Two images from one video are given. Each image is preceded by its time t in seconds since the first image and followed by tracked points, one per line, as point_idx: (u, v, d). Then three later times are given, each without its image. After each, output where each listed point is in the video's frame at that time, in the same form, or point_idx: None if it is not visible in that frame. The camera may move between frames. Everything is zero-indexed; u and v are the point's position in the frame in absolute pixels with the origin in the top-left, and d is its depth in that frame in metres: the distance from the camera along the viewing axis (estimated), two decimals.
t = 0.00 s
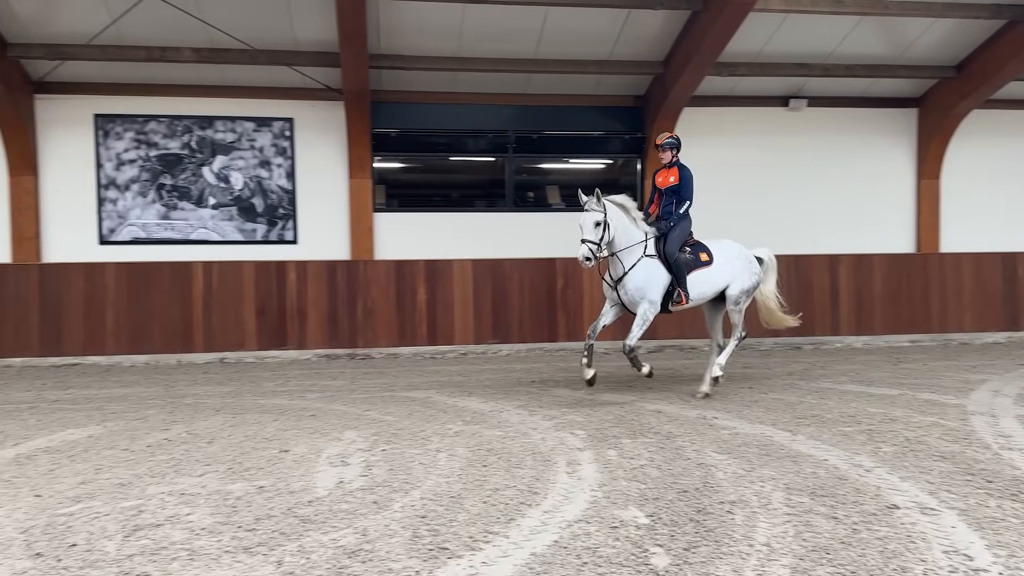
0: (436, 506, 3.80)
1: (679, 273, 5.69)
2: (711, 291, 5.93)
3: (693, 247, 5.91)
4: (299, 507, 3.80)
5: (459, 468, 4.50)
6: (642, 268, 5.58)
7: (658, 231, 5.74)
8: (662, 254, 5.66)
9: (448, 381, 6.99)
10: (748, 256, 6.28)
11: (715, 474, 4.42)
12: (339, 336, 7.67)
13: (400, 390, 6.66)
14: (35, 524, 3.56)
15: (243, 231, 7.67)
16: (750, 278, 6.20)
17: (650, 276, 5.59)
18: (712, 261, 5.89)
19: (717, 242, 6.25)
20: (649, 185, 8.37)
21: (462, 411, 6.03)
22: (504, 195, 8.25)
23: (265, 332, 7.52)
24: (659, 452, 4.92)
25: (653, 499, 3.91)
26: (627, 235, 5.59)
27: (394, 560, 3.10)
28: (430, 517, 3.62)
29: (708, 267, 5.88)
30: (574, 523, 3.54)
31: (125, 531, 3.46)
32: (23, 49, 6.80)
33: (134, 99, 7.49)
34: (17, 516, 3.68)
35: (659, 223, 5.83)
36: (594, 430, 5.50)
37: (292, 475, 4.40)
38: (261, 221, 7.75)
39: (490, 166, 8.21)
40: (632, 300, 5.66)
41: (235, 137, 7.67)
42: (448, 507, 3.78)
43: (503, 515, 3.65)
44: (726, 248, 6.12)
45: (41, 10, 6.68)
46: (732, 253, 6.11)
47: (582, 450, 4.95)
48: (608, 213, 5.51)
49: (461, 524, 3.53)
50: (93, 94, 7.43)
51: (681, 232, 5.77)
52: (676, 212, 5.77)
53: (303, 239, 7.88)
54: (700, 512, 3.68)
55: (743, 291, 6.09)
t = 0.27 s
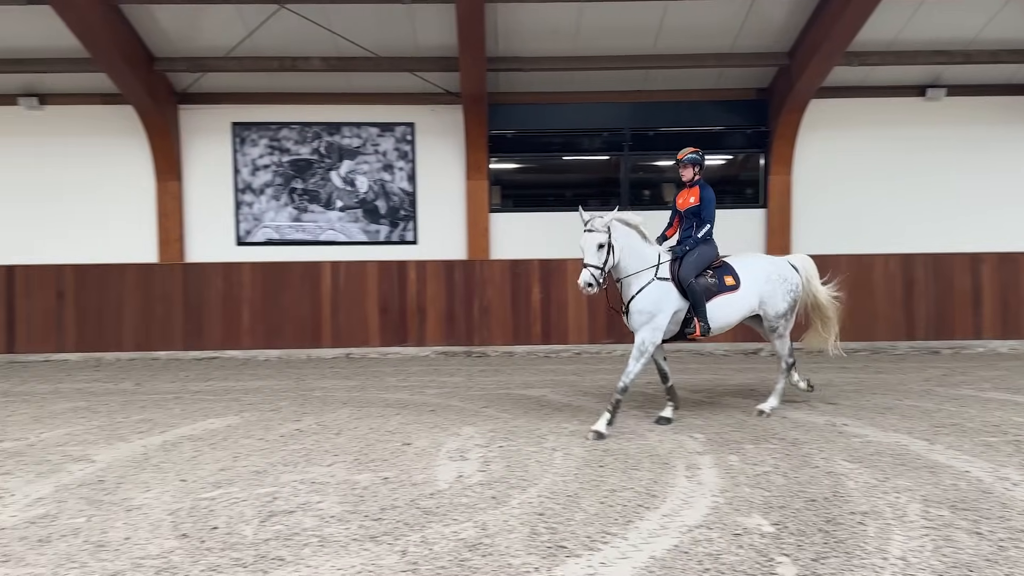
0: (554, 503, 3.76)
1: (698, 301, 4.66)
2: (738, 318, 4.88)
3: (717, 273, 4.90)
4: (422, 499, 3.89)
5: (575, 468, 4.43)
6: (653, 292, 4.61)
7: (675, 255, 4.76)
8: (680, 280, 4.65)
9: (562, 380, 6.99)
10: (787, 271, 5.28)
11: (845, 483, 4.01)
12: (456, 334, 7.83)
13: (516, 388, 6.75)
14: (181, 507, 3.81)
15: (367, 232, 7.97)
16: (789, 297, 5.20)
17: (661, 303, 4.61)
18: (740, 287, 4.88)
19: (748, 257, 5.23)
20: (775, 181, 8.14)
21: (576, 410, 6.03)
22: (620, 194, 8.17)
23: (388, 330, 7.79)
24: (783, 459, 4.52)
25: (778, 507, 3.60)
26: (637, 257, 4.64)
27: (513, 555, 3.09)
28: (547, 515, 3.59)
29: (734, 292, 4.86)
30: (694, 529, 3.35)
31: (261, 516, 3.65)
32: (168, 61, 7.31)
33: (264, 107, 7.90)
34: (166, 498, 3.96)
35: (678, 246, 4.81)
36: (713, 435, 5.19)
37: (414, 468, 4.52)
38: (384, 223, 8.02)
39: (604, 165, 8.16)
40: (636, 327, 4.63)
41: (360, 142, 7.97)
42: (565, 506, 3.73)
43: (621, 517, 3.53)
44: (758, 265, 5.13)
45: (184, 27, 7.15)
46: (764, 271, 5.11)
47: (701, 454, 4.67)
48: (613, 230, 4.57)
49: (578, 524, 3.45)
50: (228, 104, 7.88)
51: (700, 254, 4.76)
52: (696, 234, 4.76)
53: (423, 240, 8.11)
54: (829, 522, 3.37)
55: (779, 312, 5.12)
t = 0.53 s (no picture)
0: (695, 510, 3.52)
1: (717, 282, 4.39)
2: (760, 305, 4.52)
3: (739, 251, 4.59)
4: (560, 498, 3.80)
5: (716, 474, 4.13)
6: (669, 277, 4.41)
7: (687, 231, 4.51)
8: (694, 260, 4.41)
9: (700, 385, 6.77)
10: (824, 260, 4.85)
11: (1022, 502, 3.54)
12: (591, 335, 7.78)
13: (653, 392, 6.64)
14: (334, 495, 3.94)
15: (503, 234, 8.07)
16: (827, 285, 4.80)
17: (681, 293, 4.39)
18: (765, 269, 4.54)
19: (779, 240, 4.85)
20: (935, 175, 7.60)
21: (715, 413, 5.73)
22: (763, 192, 7.89)
23: (524, 331, 7.86)
24: (948, 473, 4.04)
25: (941, 524, 3.25)
26: (643, 233, 4.47)
27: (655, 561, 2.95)
28: (688, 522, 3.37)
29: (758, 275, 4.52)
30: (846, 544, 3.07)
31: (407, 507, 3.71)
32: (321, 75, 7.75)
33: (405, 115, 8.21)
34: (320, 487, 4.11)
35: (691, 221, 4.55)
36: (867, 445, 4.72)
37: (552, 466, 4.43)
38: (520, 225, 8.09)
39: (746, 161, 7.90)
40: (661, 325, 4.45)
41: (497, 146, 8.10)
42: (707, 514, 3.48)
43: (767, 527, 3.27)
44: (788, 246, 4.77)
45: (335, 40, 7.54)
46: (796, 254, 4.73)
47: (854, 465, 4.24)
48: (618, 204, 4.39)
49: (722, 533, 3.22)
50: (371, 113, 8.25)
51: (718, 231, 4.46)
52: (712, 207, 4.46)
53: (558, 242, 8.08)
54: (1003, 542, 3.02)
55: (813, 300, 4.73)
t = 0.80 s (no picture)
0: (871, 527, 3.02)
1: (723, 315, 3.45)
2: (776, 343, 3.62)
3: (750, 282, 3.67)
4: (721, 507, 3.35)
5: (892, 489, 3.51)
6: (655, 306, 3.50)
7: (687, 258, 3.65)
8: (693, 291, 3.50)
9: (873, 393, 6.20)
10: (853, 283, 3.84)
11: None
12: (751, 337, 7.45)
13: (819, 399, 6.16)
14: (493, 491, 3.72)
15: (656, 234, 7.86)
16: (857, 320, 3.78)
17: (664, 319, 3.49)
18: (783, 304, 3.61)
19: (798, 264, 3.89)
20: None
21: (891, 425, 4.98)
22: (943, 185, 7.35)
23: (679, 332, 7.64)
24: None
25: None
26: (629, 255, 3.61)
27: None
28: (863, 538, 2.90)
29: (773, 309, 3.59)
30: None
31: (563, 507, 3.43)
32: (479, 82, 7.96)
33: (558, 118, 8.28)
34: (480, 482, 3.91)
35: (691, 246, 3.74)
36: None
37: (710, 475, 3.90)
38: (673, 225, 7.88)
39: (923, 153, 7.38)
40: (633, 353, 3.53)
41: (650, 145, 7.98)
42: (882, 531, 2.98)
43: (949, 548, 2.78)
44: (800, 275, 3.77)
45: (490, 47, 7.71)
46: (815, 281, 3.75)
47: None
48: (598, 217, 3.60)
49: (900, 551, 2.76)
50: (524, 118, 8.39)
51: (726, 260, 3.54)
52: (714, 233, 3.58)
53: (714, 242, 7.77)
54: None
55: (838, 337, 3.73)
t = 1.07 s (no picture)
0: None
1: (673, 300, 3.25)
2: (742, 327, 3.33)
3: (719, 259, 3.43)
4: (907, 525, 2.98)
5: None
6: (620, 294, 3.39)
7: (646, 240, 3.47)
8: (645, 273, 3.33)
9: None
10: (857, 265, 3.49)
11: None
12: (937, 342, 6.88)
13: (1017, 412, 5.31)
14: (657, 495, 3.48)
15: (829, 231, 7.53)
16: (846, 304, 3.41)
17: (636, 310, 3.34)
18: (751, 280, 3.33)
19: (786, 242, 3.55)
20: None
21: None
22: None
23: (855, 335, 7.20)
24: None
25: None
26: (583, 237, 3.56)
27: None
28: None
29: (739, 290, 3.33)
30: None
31: (730, 516, 3.14)
32: (638, 82, 7.92)
33: (720, 115, 8.12)
34: (643, 485, 3.67)
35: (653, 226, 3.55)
36: None
37: (893, 489, 3.49)
38: (848, 221, 7.49)
39: None
40: (615, 347, 3.39)
41: (822, 137, 7.60)
42: None
43: None
44: (784, 250, 3.47)
45: (649, 46, 7.63)
46: (801, 260, 3.41)
47: None
48: (551, 198, 3.59)
49: None
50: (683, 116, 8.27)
51: (682, 237, 3.34)
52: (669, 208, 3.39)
53: (894, 239, 7.37)
54: None
55: (824, 325, 3.38)
